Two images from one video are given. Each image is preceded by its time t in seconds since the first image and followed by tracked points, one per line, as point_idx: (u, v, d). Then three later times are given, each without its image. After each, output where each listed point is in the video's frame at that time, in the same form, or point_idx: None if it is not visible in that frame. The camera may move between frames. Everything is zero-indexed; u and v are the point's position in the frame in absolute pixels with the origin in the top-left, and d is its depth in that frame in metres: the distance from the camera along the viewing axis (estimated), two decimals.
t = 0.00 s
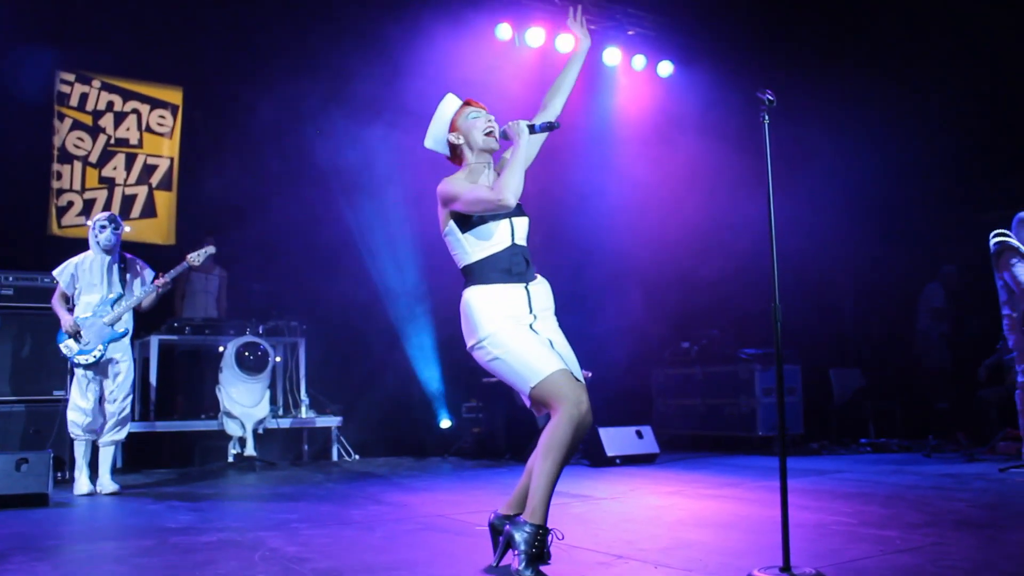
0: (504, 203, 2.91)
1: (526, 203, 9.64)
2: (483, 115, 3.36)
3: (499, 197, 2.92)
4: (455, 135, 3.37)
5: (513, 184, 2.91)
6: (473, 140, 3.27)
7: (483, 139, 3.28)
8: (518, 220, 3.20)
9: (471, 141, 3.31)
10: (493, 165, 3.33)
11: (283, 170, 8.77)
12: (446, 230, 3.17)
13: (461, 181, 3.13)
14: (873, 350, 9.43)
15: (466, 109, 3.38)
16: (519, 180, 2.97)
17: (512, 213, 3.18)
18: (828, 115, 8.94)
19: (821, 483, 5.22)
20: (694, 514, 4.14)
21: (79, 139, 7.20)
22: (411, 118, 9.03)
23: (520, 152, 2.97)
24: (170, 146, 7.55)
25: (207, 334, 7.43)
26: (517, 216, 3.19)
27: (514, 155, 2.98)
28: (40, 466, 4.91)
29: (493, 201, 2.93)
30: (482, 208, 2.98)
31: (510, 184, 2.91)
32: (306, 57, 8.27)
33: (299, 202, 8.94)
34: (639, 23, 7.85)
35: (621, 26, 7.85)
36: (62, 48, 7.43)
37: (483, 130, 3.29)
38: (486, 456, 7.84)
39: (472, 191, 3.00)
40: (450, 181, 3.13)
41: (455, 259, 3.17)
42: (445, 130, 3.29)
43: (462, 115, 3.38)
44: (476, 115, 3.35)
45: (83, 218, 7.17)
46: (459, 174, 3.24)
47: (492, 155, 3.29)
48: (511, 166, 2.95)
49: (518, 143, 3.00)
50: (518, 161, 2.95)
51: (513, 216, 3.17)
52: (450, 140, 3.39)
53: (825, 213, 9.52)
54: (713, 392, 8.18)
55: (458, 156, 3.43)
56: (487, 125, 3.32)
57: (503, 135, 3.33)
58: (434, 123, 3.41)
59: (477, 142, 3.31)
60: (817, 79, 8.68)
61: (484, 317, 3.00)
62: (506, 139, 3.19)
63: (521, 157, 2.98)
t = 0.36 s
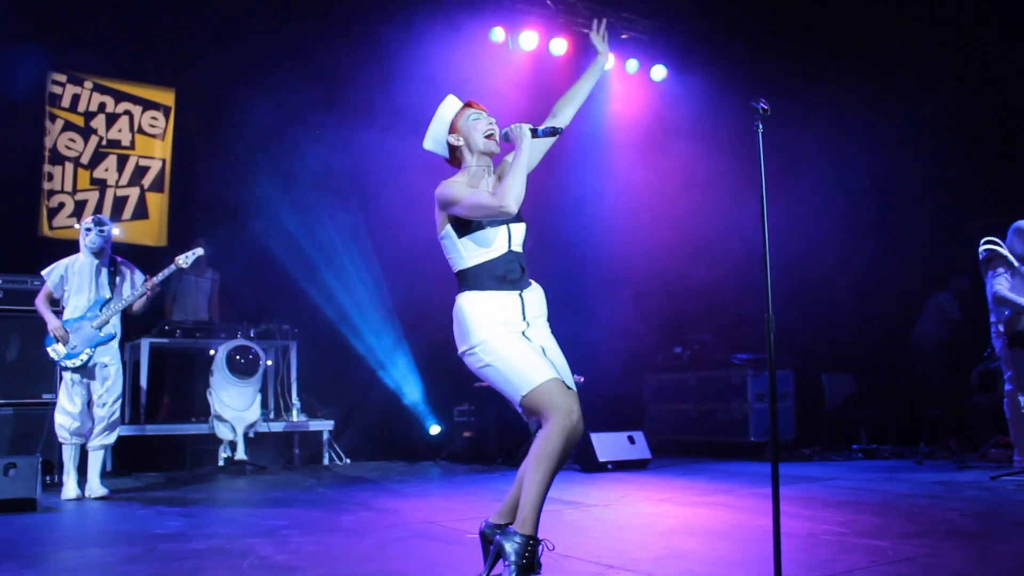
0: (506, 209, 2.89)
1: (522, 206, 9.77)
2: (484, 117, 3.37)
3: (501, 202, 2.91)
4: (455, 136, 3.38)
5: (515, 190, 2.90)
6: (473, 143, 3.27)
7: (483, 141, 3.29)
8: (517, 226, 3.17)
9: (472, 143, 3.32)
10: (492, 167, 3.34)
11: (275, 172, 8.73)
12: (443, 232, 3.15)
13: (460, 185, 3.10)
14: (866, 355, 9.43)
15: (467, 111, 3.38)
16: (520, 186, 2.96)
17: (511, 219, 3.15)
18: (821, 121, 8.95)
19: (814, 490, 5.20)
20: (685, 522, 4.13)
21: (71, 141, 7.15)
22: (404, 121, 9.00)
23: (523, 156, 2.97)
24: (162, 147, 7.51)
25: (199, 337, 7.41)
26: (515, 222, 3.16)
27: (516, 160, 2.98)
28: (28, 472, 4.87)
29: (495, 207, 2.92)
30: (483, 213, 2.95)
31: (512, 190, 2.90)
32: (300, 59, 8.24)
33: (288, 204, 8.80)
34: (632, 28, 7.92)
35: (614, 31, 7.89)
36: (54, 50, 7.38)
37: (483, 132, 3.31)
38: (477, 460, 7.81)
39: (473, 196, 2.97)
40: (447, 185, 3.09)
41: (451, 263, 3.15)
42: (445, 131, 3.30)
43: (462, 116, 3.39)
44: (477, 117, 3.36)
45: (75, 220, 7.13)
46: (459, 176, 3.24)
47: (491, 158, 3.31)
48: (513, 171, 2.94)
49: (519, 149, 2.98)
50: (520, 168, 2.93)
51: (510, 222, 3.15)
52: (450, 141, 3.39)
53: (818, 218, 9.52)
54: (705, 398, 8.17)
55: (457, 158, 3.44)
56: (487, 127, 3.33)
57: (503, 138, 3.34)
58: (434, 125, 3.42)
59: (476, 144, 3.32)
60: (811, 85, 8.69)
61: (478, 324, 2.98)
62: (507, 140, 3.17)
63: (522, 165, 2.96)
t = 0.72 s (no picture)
0: (495, 226, 2.90)
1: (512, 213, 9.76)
2: (478, 128, 3.41)
3: (489, 218, 2.91)
4: (447, 144, 3.43)
5: (504, 208, 2.91)
6: (466, 156, 3.32)
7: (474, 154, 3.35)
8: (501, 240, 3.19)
9: (463, 155, 3.37)
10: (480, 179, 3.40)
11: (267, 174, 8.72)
12: (428, 242, 3.14)
13: (448, 197, 3.09)
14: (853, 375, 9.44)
15: (461, 120, 3.42)
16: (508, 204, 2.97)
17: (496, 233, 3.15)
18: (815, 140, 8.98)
19: (796, 510, 5.19)
20: (664, 540, 4.12)
21: (65, 136, 7.12)
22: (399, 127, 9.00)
23: (514, 174, 2.99)
24: (156, 146, 7.45)
25: (185, 338, 7.37)
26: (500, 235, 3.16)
27: (506, 178, 2.99)
28: (7, 471, 4.82)
29: (483, 223, 2.92)
30: (470, 227, 2.95)
31: (501, 207, 2.91)
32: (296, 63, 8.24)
33: (277, 207, 8.82)
34: (629, 39, 7.86)
35: (612, 41, 7.88)
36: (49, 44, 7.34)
37: (475, 145, 3.36)
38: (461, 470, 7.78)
39: (461, 210, 2.96)
40: (435, 195, 3.08)
41: (433, 274, 3.14)
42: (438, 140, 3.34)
43: (456, 126, 3.43)
44: (471, 128, 3.40)
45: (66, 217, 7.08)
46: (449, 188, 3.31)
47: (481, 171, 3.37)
48: (503, 188, 2.96)
49: (512, 168, 3.03)
50: (510, 187, 2.96)
51: (496, 236, 3.15)
52: (441, 149, 3.44)
53: (810, 236, 9.54)
54: (692, 413, 8.16)
55: (446, 166, 3.49)
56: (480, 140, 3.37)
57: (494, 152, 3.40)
58: (427, 130, 3.44)
59: (468, 157, 3.37)
60: (806, 103, 8.72)
61: (458, 337, 2.96)
62: (500, 154, 3.21)
63: (512, 184, 2.99)
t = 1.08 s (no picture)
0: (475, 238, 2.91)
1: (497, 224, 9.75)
2: (469, 136, 3.37)
3: (471, 230, 2.92)
4: (436, 149, 3.36)
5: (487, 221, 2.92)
6: (455, 163, 3.29)
7: (463, 162, 3.31)
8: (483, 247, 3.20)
9: (453, 161, 3.33)
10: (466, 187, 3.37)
11: (261, 166, 8.66)
12: (410, 245, 3.14)
13: (432, 203, 3.09)
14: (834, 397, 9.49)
15: (454, 126, 3.37)
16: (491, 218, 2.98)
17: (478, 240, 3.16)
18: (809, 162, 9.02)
19: (769, 529, 5.23)
20: (632, 552, 4.14)
21: (61, 119, 7.09)
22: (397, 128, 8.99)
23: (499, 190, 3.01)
24: (153, 133, 7.42)
25: (169, 327, 7.38)
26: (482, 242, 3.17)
27: (491, 192, 3.02)
28: None
29: (464, 234, 2.93)
30: (451, 237, 2.96)
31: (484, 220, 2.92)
32: (298, 58, 8.23)
33: (269, 200, 8.77)
34: (631, 52, 8.00)
35: (612, 53, 7.98)
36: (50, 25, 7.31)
37: (465, 154, 3.32)
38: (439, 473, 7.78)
39: (443, 217, 2.96)
40: (421, 199, 3.08)
41: (413, 277, 3.16)
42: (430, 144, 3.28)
43: (447, 131, 3.37)
44: (462, 135, 3.36)
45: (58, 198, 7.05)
46: (437, 192, 3.24)
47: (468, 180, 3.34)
48: (487, 201, 2.98)
49: (497, 181, 3.05)
50: (494, 200, 2.98)
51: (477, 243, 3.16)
52: (429, 152, 3.38)
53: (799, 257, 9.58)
54: (672, 427, 8.18)
55: (433, 169, 3.43)
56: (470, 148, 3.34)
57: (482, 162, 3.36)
58: (419, 131, 3.37)
59: (456, 164, 3.33)
60: (803, 127, 8.77)
61: (435, 341, 2.98)
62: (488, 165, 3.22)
63: (496, 198, 3.01)
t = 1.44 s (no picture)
0: (461, 243, 2.55)
1: (487, 226, 9.62)
2: (467, 134, 3.07)
3: (457, 233, 2.56)
4: (431, 145, 3.07)
5: (474, 225, 2.56)
6: (448, 160, 2.98)
7: (457, 160, 3.00)
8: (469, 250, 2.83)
9: (447, 160, 3.02)
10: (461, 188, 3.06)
11: (248, 159, 8.17)
12: (391, 243, 2.76)
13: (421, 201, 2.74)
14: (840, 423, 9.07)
15: (451, 122, 3.07)
16: (481, 222, 2.62)
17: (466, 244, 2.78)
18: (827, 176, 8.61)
19: (766, 560, 4.83)
20: None
21: (43, 97, 6.62)
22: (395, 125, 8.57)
23: (491, 191, 2.66)
24: (140, 116, 6.96)
25: (146, 320, 7.00)
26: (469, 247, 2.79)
27: (483, 193, 2.66)
28: None
29: (449, 237, 2.56)
30: (435, 240, 2.60)
31: (473, 223, 2.56)
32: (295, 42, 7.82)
33: (254, 196, 8.27)
34: (644, 52, 7.67)
35: (625, 53, 7.66)
36: None
37: (460, 151, 3.02)
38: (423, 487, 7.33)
39: (429, 217, 2.61)
40: (407, 195, 2.73)
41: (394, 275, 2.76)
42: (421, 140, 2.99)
43: (443, 127, 3.07)
44: (459, 133, 3.06)
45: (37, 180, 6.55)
46: (426, 190, 2.93)
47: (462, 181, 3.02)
48: (477, 203, 2.62)
49: (491, 182, 2.71)
50: (485, 203, 2.62)
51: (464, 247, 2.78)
52: (424, 149, 3.08)
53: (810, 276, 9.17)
54: (672, 449, 7.74)
55: (428, 167, 3.14)
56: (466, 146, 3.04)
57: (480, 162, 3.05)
58: (415, 125, 3.10)
59: (451, 162, 3.02)
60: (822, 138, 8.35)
61: (408, 341, 2.62)
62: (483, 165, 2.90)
63: (488, 201, 2.66)
